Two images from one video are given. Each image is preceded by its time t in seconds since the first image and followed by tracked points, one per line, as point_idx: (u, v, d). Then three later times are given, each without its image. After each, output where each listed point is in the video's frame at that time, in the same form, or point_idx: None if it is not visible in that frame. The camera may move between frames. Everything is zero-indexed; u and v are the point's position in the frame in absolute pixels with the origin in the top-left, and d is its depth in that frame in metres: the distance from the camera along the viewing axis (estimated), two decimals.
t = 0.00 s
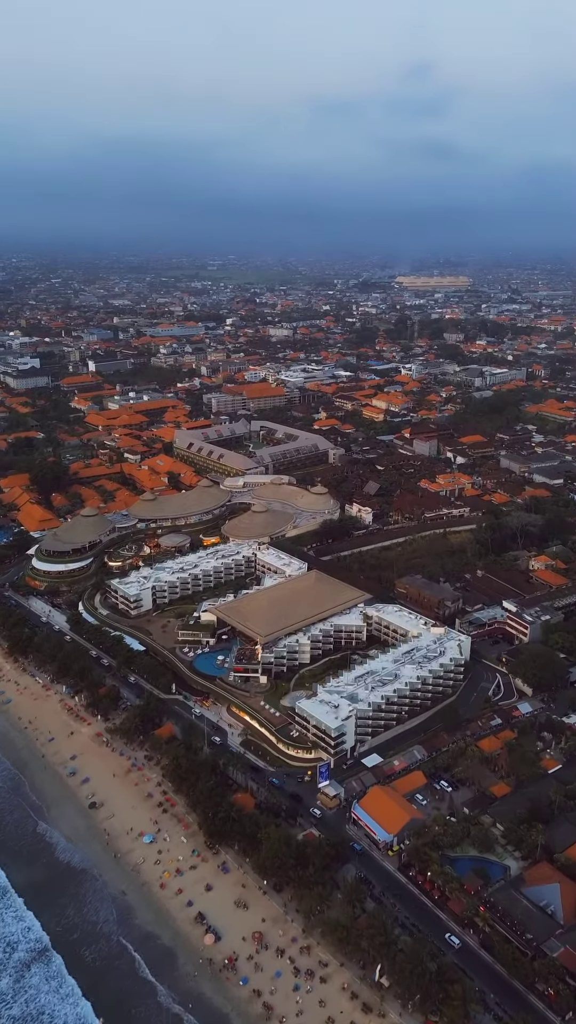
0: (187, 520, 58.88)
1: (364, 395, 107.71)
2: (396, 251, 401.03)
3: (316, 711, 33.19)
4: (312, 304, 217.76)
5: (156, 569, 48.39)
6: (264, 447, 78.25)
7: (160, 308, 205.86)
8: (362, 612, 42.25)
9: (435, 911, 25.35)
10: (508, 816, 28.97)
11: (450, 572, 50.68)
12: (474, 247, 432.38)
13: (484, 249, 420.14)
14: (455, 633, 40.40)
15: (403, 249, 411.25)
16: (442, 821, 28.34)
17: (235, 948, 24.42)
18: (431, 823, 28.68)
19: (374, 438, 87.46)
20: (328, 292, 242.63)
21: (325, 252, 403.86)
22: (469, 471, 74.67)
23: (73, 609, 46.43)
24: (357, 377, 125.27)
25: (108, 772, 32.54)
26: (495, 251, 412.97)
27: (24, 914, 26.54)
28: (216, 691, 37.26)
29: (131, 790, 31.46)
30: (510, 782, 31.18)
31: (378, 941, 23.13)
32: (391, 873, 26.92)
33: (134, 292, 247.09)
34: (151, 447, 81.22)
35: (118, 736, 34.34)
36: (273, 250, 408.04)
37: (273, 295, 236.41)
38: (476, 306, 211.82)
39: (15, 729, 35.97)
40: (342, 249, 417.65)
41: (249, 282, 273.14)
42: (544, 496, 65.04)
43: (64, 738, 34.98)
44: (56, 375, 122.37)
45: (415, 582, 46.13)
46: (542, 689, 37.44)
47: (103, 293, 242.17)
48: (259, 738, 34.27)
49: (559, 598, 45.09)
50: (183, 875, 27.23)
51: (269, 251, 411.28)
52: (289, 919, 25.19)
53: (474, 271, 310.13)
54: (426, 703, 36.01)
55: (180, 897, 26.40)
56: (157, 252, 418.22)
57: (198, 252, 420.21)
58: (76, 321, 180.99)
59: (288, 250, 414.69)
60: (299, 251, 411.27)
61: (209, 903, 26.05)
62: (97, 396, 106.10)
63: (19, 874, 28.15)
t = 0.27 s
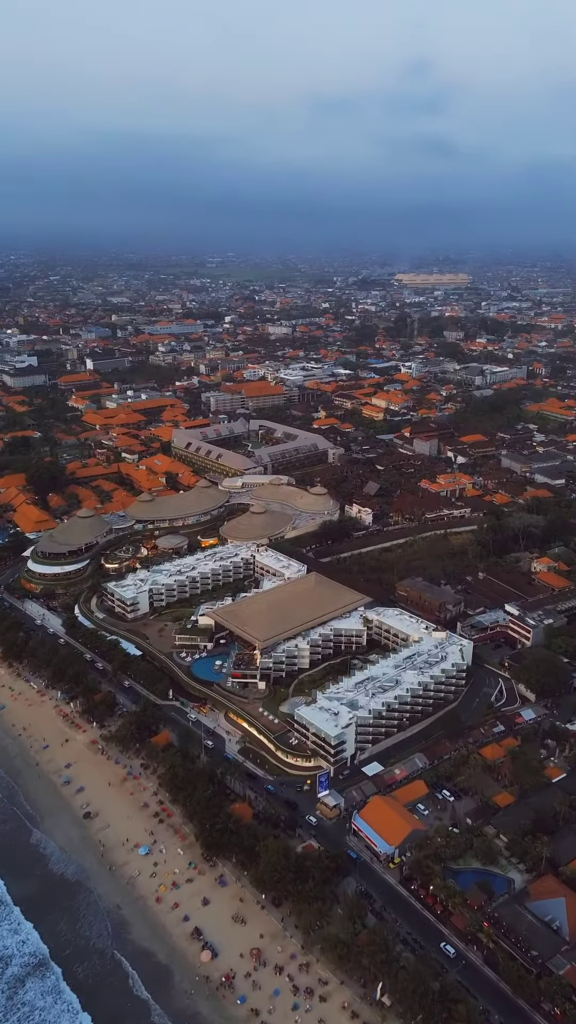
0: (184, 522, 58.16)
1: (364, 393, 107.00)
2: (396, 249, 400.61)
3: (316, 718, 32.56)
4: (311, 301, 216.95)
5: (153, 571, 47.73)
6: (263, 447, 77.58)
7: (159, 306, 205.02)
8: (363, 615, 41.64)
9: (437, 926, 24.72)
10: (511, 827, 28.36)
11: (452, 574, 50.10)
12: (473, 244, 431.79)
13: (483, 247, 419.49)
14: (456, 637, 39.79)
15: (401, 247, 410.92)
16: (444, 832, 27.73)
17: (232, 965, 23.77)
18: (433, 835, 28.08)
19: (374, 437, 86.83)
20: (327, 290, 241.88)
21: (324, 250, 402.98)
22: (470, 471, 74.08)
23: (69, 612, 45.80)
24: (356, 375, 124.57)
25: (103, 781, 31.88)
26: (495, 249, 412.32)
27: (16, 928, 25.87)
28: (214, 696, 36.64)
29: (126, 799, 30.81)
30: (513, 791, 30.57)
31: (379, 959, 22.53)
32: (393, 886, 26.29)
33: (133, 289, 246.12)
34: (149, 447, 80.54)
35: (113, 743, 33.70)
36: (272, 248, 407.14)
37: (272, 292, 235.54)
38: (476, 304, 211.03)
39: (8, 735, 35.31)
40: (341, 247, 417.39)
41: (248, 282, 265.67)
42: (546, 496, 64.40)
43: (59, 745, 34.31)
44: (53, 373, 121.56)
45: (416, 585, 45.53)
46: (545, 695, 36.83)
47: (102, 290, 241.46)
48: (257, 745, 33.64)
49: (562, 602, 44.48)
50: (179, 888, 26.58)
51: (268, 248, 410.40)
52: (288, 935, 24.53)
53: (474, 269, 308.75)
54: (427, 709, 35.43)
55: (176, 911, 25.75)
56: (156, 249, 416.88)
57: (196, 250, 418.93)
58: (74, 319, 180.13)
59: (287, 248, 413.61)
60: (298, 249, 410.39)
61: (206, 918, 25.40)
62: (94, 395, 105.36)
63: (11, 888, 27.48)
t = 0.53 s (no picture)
0: (182, 520, 57.47)
1: (364, 388, 106.18)
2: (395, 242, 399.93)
3: (316, 723, 31.97)
4: (311, 295, 215.72)
5: (151, 570, 47.08)
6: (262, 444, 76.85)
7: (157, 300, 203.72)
8: (363, 616, 41.04)
9: (440, 938, 24.14)
10: (515, 835, 27.81)
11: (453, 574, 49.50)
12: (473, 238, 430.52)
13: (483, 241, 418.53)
14: (458, 638, 39.19)
15: (401, 240, 410.08)
16: (447, 841, 27.17)
17: (230, 979, 23.19)
18: (435, 843, 27.54)
19: (374, 433, 86.11)
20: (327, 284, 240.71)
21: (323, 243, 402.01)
22: (470, 468, 73.44)
23: (65, 612, 45.20)
24: (356, 370, 123.71)
25: (99, 787, 31.28)
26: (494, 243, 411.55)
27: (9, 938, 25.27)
28: (212, 700, 36.05)
29: (122, 806, 30.22)
30: (517, 798, 30.00)
31: (380, 973, 21.99)
32: (394, 896, 25.71)
33: (131, 283, 244.77)
34: (147, 444, 79.82)
35: (109, 747, 33.10)
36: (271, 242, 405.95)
37: (271, 286, 234.22)
38: (476, 298, 209.96)
39: (2, 738, 34.71)
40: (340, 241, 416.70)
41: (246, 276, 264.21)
42: (549, 494, 63.77)
43: (54, 750, 33.71)
44: (50, 368, 120.63)
45: (417, 585, 44.95)
46: (548, 698, 36.26)
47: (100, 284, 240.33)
48: (256, 749, 33.06)
49: (565, 602, 43.92)
50: (176, 898, 26.00)
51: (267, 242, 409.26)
52: (287, 948, 23.94)
53: (474, 263, 307.14)
54: (429, 712, 34.86)
55: (173, 922, 25.16)
56: (155, 243, 414.84)
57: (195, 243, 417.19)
58: (72, 313, 178.93)
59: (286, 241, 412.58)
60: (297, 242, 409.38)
61: (203, 929, 24.82)
62: (92, 390, 104.54)
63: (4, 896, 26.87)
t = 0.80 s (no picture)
0: (180, 513, 56.82)
1: (364, 378, 105.31)
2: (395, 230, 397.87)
3: (315, 721, 31.46)
4: (311, 283, 214.24)
5: (148, 564, 46.44)
6: (261, 435, 76.13)
7: (155, 288, 202.13)
8: (363, 611, 40.48)
9: (442, 944, 23.66)
10: (518, 837, 27.32)
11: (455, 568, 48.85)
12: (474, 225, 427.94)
13: (484, 228, 416.15)
14: (460, 634, 38.64)
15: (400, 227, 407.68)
16: (449, 843, 26.68)
17: (228, 986, 22.68)
18: (437, 845, 27.06)
19: (374, 424, 85.40)
20: (327, 272, 239.18)
21: (323, 231, 400.47)
22: (472, 460, 72.79)
23: (61, 607, 44.66)
24: (356, 359, 122.69)
25: (95, 788, 30.75)
26: (495, 230, 409.19)
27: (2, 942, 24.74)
28: (210, 697, 35.51)
29: (119, 807, 29.70)
30: (520, 798, 29.49)
31: (381, 981, 21.53)
32: (395, 900, 25.22)
33: (129, 271, 243.00)
34: (144, 435, 79.08)
35: (105, 746, 32.57)
36: (271, 229, 403.79)
37: (271, 274, 232.51)
38: (477, 286, 208.59)
39: None
40: (339, 227, 413.51)
41: (246, 263, 263.40)
42: (551, 486, 63.20)
43: (49, 749, 33.17)
44: (47, 358, 119.66)
45: (419, 580, 44.40)
46: (552, 695, 35.73)
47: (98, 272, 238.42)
48: (255, 748, 32.54)
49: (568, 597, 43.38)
50: (173, 903, 25.48)
51: (267, 229, 406.96)
52: (286, 953, 23.43)
53: (474, 250, 305.13)
54: (430, 710, 34.34)
55: (170, 927, 24.65)
56: (153, 231, 411.43)
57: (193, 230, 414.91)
58: (69, 302, 177.52)
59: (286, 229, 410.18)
60: (296, 230, 407.00)
61: (201, 934, 24.32)
62: (89, 380, 103.65)
63: None
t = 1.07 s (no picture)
0: (178, 504, 56.14)
1: (364, 367, 104.37)
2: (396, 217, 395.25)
3: (315, 719, 30.94)
4: (310, 270, 212.55)
5: (146, 558, 45.81)
6: (259, 425, 75.37)
7: (153, 275, 200.44)
8: (364, 606, 39.92)
9: (445, 948, 23.21)
10: (522, 838, 26.85)
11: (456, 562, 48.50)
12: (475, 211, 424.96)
13: (485, 214, 413.42)
14: (462, 629, 38.09)
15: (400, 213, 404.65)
16: (451, 845, 26.22)
17: (226, 992, 22.24)
18: (439, 847, 26.61)
19: (374, 414, 84.67)
20: (326, 259, 237.12)
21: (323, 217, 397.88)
22: (473, 451, 72.19)
23: (58, 601, 44.09)
24: (356, 348, 121.62)
25: (92, 787, 30.26)
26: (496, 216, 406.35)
27: None
28: (208, 694, 34.97)
29: (116, 807, 29.23)
30: (524, 798, 29.02)
31: (383, 989, 21.09)
32: (397, 903, 24.77)
33: (126, 258, 241.15)
34: (142, 425, 78.31)
35: (102, 744, 32.05)
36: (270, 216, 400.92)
37: (270, 260, 230.62)
38: (478, 273, 206.99)
39: None
40: (339, 214, 410.44)
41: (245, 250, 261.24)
42: (553, 478, 62.59)
43: (45, 747, 32.65)
44: (44, 346, 118.55)
45: (420, 574, 43.84)
46: (555, 691, 35.24)
47: (95, 259, 236.51)
48: (254, 746, 32.05)
49: (571, 591, 42.86)
50: (171, 905, 25.03)
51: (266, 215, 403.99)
52: (286, 958, 22.99)
53: (476, 237, 302.75)
54: (432, 707, 33.83)
55: (167, 931, 24.20)
56: (149, 216, 408.57)
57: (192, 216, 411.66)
58: (66, 290, 176.01)
59: (285, 215, 407.14)
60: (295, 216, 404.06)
61: (199, 939, 23.87)
62: (86, 370, 102.68)
63: None
